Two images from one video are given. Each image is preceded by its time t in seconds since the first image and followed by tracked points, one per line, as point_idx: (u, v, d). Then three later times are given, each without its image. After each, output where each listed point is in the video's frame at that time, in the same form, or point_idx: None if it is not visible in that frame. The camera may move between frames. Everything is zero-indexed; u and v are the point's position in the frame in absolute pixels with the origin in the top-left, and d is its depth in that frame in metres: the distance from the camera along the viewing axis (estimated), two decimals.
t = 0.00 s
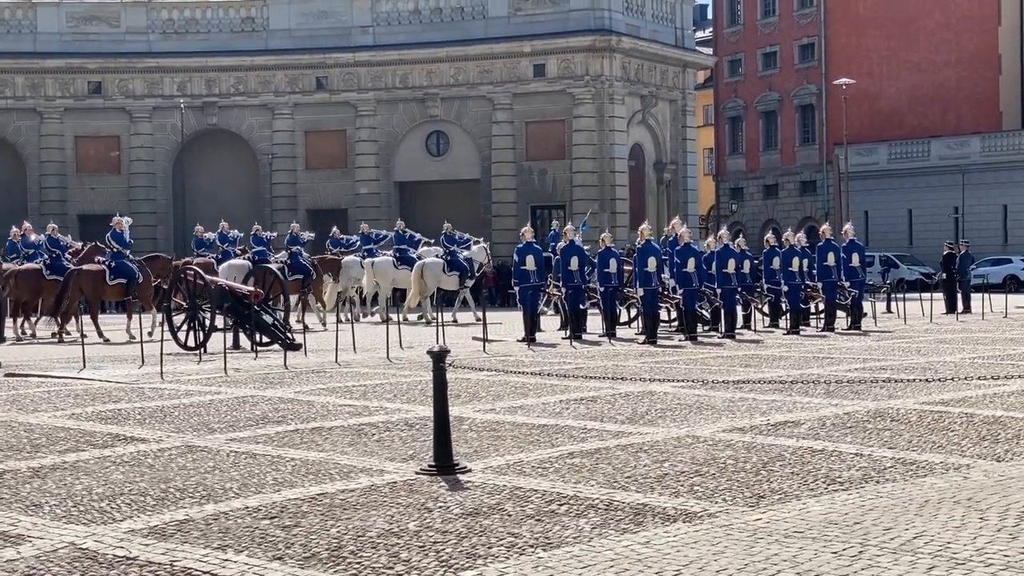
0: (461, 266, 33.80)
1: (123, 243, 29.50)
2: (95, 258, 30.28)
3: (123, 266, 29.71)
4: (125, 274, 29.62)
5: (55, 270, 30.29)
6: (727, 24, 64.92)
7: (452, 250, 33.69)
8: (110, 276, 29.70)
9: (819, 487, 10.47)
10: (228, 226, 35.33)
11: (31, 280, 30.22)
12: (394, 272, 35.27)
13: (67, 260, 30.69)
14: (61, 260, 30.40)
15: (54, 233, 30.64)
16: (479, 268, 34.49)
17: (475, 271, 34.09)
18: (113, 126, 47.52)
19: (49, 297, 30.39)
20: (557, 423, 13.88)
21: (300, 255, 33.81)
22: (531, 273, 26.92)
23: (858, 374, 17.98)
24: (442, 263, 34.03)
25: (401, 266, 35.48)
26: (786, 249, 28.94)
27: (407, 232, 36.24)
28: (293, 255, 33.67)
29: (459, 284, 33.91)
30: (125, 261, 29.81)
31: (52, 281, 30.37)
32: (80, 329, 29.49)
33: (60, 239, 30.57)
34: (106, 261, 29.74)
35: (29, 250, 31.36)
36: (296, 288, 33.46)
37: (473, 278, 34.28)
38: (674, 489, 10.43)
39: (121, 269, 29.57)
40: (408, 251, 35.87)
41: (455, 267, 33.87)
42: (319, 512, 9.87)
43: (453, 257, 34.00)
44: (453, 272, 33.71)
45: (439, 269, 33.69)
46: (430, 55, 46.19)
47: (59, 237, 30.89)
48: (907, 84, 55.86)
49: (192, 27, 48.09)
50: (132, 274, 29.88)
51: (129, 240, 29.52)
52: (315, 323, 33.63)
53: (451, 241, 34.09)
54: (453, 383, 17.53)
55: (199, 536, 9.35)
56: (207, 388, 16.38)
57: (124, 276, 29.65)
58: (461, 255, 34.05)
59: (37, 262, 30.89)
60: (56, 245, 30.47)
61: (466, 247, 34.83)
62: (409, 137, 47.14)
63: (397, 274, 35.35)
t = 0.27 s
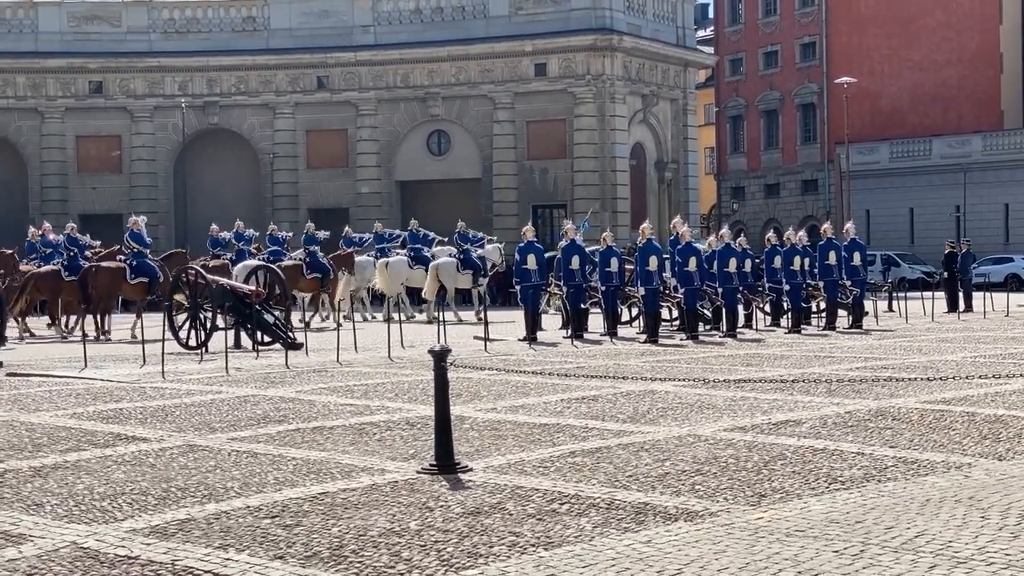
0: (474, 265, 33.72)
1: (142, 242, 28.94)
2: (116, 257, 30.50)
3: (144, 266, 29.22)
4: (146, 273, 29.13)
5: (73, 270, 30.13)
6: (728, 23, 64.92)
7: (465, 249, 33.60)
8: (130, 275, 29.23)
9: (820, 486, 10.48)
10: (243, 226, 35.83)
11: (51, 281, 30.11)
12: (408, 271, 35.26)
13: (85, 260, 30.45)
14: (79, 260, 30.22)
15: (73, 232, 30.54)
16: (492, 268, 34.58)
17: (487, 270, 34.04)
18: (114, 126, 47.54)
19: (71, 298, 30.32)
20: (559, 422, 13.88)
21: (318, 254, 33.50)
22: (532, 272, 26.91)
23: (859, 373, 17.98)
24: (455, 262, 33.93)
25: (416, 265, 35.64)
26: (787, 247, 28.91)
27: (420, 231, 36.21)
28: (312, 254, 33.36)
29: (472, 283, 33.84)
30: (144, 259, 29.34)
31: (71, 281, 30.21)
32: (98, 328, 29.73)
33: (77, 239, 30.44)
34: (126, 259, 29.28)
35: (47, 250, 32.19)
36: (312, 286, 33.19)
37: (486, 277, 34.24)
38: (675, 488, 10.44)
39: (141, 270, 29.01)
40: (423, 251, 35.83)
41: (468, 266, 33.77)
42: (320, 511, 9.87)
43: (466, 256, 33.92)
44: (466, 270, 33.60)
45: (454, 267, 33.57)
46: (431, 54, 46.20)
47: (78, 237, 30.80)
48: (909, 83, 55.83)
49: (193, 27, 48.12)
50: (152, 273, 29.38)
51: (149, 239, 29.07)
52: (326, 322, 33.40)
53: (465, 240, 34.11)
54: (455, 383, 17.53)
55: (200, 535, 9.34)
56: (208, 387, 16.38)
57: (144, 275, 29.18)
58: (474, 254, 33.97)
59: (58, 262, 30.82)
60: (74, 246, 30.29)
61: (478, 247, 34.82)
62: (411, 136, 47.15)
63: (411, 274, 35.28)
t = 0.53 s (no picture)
0: (488, 263, 33.70)
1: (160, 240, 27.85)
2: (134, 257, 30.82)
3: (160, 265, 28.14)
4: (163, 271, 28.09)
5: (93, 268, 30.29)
6: (729, 22, 64.92)
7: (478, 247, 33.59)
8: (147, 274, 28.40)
9: (821, 485, 10.47)
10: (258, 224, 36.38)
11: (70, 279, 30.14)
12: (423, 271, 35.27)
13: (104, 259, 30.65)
14: (99, 259, 30.43)
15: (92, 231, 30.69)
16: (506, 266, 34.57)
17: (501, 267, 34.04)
18: (115, 125, 47.53)
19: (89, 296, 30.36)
20: (560, 421, 13.87)
21: (330, 253, 33.70)
22: (532, 270, 26.91)
23: (860, 372, 17.99)
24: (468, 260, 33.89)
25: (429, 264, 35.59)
26: (788, 246, 28.92)
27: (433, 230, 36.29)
28: (324, 253, 33.58)
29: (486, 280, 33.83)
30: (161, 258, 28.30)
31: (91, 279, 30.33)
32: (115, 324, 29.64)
33: (97, 239, 30.61)
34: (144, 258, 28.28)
35: (64, 249, 32.09)
36: (325, 286, 33.44)
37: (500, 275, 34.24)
38: (676, 487, 10.44)
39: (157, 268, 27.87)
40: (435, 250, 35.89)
41: (482, 263, 33.72)
42: (322, 510, 9.87)
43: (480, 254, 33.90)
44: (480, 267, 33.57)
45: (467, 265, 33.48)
46: (432, 53, 46.21)
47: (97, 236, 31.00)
48: (910, 81, 55.80)
49: (194, 26, 48.15)
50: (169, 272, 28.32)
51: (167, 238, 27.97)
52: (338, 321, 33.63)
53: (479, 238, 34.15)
54: (456, 382, 17.52)
55: (201, 534, 9.34)
56: (209, 385, 16.39)
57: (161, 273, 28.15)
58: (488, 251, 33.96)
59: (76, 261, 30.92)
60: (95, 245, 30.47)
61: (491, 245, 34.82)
62: (412, 135, 47.14)
63: (425, 273, 35.28)
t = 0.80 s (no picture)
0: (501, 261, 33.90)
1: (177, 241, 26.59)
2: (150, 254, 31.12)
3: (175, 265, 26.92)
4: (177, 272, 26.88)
5: (109, 266, 30.50)
6: (730, 21, 64.90)
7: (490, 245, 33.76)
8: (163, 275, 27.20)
9: (821, 484, 10.46)
10: (271, 223, 36.87)
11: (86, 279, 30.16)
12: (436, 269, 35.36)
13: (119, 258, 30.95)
14: (114, 257, 30.72)
15: (109, 230, 30.99)
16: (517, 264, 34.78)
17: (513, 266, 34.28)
18: (115, 124, 47.53)
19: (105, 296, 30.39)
20: (560, 420, 13.88)
21: (344, 250, 33.58)
22: (532, 269, 26.93)
23: (860, 370, 17.99)
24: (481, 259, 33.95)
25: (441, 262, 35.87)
26: (788, 245, 28.92)
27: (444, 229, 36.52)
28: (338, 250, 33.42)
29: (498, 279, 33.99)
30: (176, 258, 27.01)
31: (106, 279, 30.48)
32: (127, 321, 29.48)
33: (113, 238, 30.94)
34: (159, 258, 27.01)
35: (82, 250, 31.99)
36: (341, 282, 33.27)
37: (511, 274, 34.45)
38: (676, 486, 10.43)
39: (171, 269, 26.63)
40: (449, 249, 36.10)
41: (494, 262, 34.00)
42: (322, 509, 9.87)
43: (492, 253, 34.08)
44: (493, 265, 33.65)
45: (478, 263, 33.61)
46: (431, 52, 46.19)
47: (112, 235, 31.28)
48: (910, 80, 55.79)
49: (194, 25, 48.14)
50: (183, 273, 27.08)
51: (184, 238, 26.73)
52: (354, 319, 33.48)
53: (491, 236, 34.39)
54: (456, 381, 17.47)
55: (201, 533, 9.33)
56: (209, 385, 16.38)
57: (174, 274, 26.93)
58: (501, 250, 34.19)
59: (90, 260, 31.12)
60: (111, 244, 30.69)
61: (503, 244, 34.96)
62: (412, 134, 47.14)
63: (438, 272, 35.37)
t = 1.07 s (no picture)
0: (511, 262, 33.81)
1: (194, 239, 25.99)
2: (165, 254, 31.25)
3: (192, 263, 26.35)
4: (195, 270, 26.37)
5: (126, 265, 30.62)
6: (729, 20, 64.90)
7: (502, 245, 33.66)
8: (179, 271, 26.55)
9: (820, 483, 10.45)
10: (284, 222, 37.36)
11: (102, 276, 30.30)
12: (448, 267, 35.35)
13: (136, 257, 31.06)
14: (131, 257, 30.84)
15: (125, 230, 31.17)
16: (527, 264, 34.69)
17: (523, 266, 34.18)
18: (114, 123, 47.52)
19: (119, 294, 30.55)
20: (559, 419, 13.88)
21: (357, 251, 34.21)
22: (532, 268, 26.89)
23: (859, 370, 17.98)
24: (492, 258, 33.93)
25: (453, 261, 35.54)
26: (787, 245, 28.91)
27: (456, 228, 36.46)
28: (351, 251, 34.05)
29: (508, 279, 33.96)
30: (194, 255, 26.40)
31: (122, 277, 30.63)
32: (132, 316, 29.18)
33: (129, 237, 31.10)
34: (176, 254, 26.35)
35: (98, 248, 32.41)
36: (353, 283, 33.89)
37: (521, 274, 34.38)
38: (675, 485, 10.42)
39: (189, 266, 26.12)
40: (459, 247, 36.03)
41: (505, 262, 33.93)
42: (321, 508, 9.87)
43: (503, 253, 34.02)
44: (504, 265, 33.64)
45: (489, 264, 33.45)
46: (431, 51, 46.19)
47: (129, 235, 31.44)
48: (910, 79, 55.76)
49: (193, 24, 48.14)
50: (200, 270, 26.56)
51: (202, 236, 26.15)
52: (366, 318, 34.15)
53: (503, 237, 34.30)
54: (456, 381, 17.44)
55: (200, 533, 9.33)
56: (208, 384, 16.36)
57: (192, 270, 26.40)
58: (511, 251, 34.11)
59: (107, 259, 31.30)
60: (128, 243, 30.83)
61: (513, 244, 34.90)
62: (412, 133, 47.13)
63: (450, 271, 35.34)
